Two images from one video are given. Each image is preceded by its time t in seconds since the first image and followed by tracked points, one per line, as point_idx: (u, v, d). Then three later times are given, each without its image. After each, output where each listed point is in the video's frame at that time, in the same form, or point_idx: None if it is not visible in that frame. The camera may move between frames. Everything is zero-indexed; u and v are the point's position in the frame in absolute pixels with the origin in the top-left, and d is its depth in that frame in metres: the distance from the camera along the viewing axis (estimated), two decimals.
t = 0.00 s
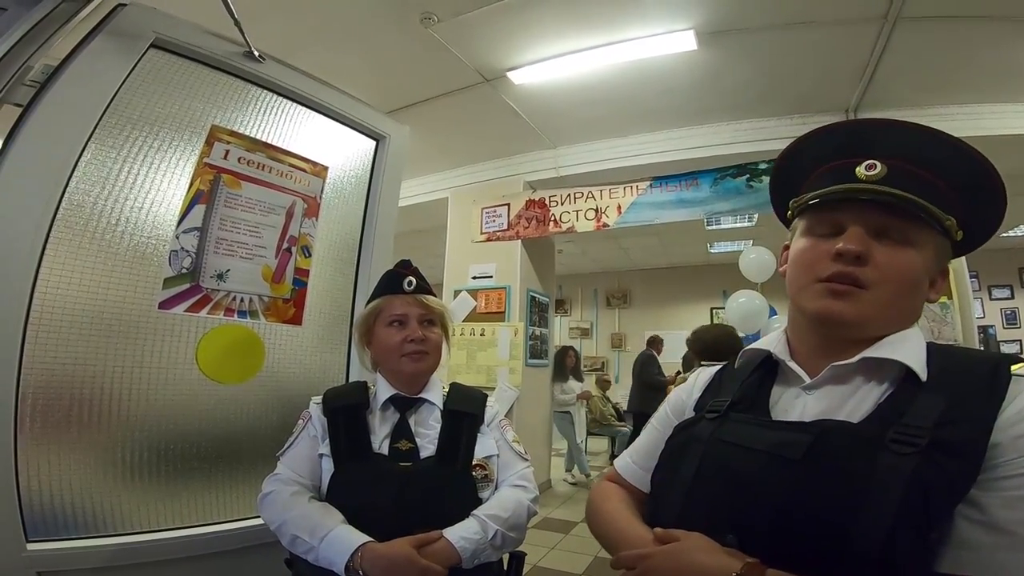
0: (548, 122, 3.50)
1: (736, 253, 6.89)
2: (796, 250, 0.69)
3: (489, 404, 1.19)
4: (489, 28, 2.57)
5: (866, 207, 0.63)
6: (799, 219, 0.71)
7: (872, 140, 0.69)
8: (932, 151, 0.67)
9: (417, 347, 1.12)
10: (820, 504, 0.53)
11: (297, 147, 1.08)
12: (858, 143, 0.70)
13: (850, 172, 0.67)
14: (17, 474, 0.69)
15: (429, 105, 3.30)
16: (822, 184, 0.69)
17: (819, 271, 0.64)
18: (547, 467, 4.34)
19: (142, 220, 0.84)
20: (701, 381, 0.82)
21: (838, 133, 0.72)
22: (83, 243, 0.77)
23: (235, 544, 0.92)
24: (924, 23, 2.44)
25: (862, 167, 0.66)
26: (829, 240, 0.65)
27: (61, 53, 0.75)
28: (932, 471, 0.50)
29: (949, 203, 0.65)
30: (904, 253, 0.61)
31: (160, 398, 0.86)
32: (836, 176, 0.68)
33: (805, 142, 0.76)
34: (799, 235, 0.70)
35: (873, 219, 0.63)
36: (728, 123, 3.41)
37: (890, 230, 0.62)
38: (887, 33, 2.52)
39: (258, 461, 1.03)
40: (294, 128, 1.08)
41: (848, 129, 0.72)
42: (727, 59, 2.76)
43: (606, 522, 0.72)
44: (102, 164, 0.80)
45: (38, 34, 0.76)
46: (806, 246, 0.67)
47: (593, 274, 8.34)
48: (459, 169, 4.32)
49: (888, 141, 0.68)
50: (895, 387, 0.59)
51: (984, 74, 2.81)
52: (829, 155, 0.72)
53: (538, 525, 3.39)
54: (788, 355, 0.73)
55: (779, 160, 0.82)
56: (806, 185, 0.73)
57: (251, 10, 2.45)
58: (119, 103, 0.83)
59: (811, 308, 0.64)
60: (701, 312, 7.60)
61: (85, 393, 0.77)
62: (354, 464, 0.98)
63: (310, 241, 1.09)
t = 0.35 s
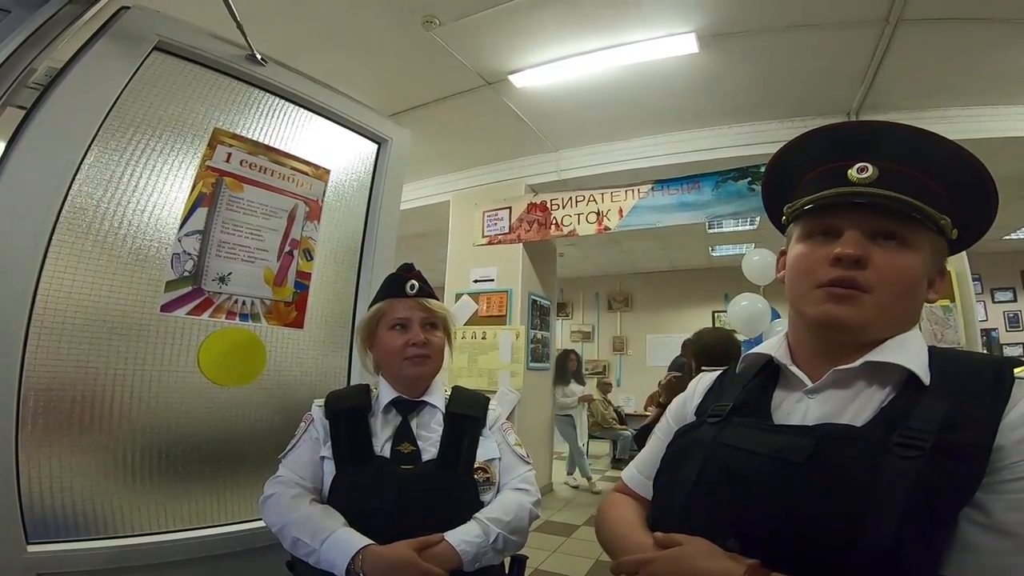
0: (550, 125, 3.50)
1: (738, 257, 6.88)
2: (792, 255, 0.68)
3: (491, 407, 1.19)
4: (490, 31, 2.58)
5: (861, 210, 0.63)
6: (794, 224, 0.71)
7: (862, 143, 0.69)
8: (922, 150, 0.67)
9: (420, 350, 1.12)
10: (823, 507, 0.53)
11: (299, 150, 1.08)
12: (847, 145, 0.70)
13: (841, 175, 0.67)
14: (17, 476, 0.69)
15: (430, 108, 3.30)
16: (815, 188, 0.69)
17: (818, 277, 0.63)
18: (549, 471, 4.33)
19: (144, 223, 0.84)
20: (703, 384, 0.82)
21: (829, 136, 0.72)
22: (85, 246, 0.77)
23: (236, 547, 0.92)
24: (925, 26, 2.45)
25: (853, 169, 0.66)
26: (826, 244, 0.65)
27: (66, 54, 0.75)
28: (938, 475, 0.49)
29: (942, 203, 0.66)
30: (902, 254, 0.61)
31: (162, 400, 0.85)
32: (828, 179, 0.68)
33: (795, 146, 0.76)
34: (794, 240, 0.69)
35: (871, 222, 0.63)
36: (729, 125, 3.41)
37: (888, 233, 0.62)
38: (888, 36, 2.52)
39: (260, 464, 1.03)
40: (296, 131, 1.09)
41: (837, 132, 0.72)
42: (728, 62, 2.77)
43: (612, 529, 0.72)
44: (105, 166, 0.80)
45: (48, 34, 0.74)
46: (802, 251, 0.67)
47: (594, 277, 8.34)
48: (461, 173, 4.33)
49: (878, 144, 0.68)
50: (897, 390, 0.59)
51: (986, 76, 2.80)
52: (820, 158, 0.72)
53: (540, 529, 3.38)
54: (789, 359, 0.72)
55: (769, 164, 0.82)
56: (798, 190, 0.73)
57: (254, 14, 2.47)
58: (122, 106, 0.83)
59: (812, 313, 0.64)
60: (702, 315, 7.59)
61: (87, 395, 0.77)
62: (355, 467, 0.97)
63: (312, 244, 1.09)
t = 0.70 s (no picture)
0: (549, 124, 3.50)
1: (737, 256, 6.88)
2: (788, 255, 0.68)
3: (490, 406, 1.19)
4: (489, 31, 2.58)
5: (857, 208, 0.63)
6: (788, 223, 0.70)
7: (853, 139, 0.69)
8: (913, 145, 0.67)
9: (419, 349, 1.12)
10: (822, 504, 0.53)
11: (298, 148, 1.08)
12: (838, 141, 0.70)
13: (834, 172, 0.67)
14: (16, 475, 0.69)
15: (429, 107, 3.30)
16: (808, 186, 0.69)
17: (819, 277, 0.62)
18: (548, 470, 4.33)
19: (142, 221, 0.84)
20: (701, 382, 0.82)
21: (819, 132, 0.72)
22: (84, 244, 0.77)
23: (236, 546, 0.92)
24: (925, 25, 2.45)
25: (847, 166, 0.66)
26: (824, 242, 0.64)
27: (64, 54, 0.75)
28: (940, 473, 0.49)
29: (936, 197, 0.66)
30: (901, 250, 0.61)
31: (161, 399, 0.85)
32: (821, 176, 0.68)
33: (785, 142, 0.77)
34: (789, 240, 0.69)
35: (868, 220, 0.62)
36: (729, 125, 3.41)
37: (887, 230, 0.62)
38: (888, 35, 2.52)
39: (258, 463, 1.03)
40: (295, 131, 1.09)
41: (827, 128, 0.72)
42: (727, 62, 2.77)
43: (610, 525, 0.72)
44: (104, 165, 0.80)
45: (46, 33, 0.73)
46: (800, 250, 0.66)
47: (593, 277, 8.34)
48: (460, 172, 4.33)
49: (869, 139, 0.68)
50: (898, 388, 0.59)
51: (985, 75, 2.81)
52: (810, 154, 0.72)
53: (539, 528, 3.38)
54: (789, 357, 0.72)
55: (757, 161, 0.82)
56: (790, 188, 0.73)
57: (252, 13, 2.46)
58: (120, 105, 0.83)
59: (814, 314, 0.63)
60: (702, 314, 7.60)
61: (86, 394, 0.77)
62: (355, 467, 0.97)
63: (311, 243, 1.10)
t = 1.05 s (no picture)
0: (548, 122, 3.49)
1: (735, 253, 6.89)
2: (777, 267, 0.67)
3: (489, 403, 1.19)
4: (488, 29, 2.58)
5: (843, 219, 0.62)
6: (773, 232, 0.70)
7: (827, 140, 0.68)
8: (887, 138, 0.67)
9: (418, 347, 1.12)
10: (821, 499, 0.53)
11: (297, 146, 1.08)
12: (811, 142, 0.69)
13: (813, 178, 0.66)
14: (15, 474, 0.69)
15: (428, 105, 3.29)
16: (788, 195, 0.68)
17: (810, 294, 0.62)
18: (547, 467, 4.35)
19: (140, 220, 0.84)
20: (701, 379, 0.82)
21: (793, 132, 0.72)
22: (82, 244, 0.77)
23: (235, 543, 0.92)
24: (924, 23, 2.45)
25: (825, 172, 0.65)
26: (813, 257, 0.63)
27: (61, 52, 0.75)
28: (942, 470, 0.49)
29: (916, 188, 0.65)
30: (892, 258, 0.60)
31: (160, 397, 0.86)
32: (800, 182, 0.67)
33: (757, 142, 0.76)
34: (776, 251, 0.68)
35: (856, 230, 0.61)
36: (727, 122, 3.41)
37: (876, 238, 0.61)
38: (887, 33, 2.52)
39: (257, 461, 1.03)
40: (293, 129, 1.08)
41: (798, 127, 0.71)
42: (726, 60, 2.77)
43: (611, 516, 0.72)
44: (101, 164, 0.80)
45: (43, 32, 0.73)
46: (788, 264, 0.65)
47: (592, 275, 8.35)
48: (458, 169, 4.33)
49: (844, 139, 0.67)
50: (897, 386, 0.59)
51: (984, 73, 2.81)
52: (786, 157, 0.71)
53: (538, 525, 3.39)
54: (788, 355, 0.73)
55: (732, 159, 0.81)
56: (769, 192, 0.72)
57: (250, 11, 2.45)
58: (118, 103, 0.83)
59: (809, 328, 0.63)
60: (700, 311, 7.61)
61: (85, 393, 0.77)
62: (354, 464, 0.98)
63: (309, 241, 1.09)
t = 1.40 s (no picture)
0: (547, 120, 3.49)
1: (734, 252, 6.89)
2: (780, 269, 0.68)
3: (488, 402, 1.19)
4: (487, 27, 2.57)
5: (847, 224, 0.62)
6: (775, 233, 0.70)
7: (834, 137, 0.67)
8: (894, 134, 0.65)
9: (416, 344, 1.12)
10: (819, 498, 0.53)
11: (295, 145, 1.08)
12: (816, 139, 0.68)
13: (816, 179, 0.66)
14: (14, 473, 0.69)
15: (426, 103, 3.29)
16: (790, 196, 0.68)
17: (813, 300, 0.63)
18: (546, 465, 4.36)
19: (139, 218, 0.84)
20: (703, 377, 0.82)
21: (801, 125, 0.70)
22: (81, 243, 0.77)
23: (235, 542, 0.92)
24: (923, 22, 2.45)
25: (830, 174, 0.65)
26: (816, 261, 0.64)
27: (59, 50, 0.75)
28: (937, 467, 0.50)
29: (921, 187, 0.65)
30: (896, 264, 0.60)
31: (159, 395, 0.86)
32: (803, 183, 0.67)
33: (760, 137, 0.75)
34: (778, 252, 0.69)
35: (863, 235, 0.62)
36: (726, 120, 3.41)
37: (881, 245, 0.61)
38: (885, 32, 2.53)
39: (257, 459, 1.03)
40: (292, 128, 1.08)
41: (802, 122, 0.70)
42: (725, 58, 2.77)
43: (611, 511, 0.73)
44: (100, 163, 0.80)
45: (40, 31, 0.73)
46: (791, 267, 0.66)
47: (591, 273, 8.36)
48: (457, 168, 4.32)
49: (852, 136, 0.66)
50: (897, 384, 0.59)
51: (982, 72, 2.81)
52: (789, 154, 0.70)
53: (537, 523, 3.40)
54: (789, 352, 0.74)
55: (732, 152, 0.80)
56: (771, 191, 0.72)
57: (249, 9, 2.45)
58: (116, 101, 0.82)
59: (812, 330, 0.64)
60: (699, 309, 7.62)
61: (84, 392, 0.77)
62: (353, 462, 0.98)
63: (308, 238, 1.09)
